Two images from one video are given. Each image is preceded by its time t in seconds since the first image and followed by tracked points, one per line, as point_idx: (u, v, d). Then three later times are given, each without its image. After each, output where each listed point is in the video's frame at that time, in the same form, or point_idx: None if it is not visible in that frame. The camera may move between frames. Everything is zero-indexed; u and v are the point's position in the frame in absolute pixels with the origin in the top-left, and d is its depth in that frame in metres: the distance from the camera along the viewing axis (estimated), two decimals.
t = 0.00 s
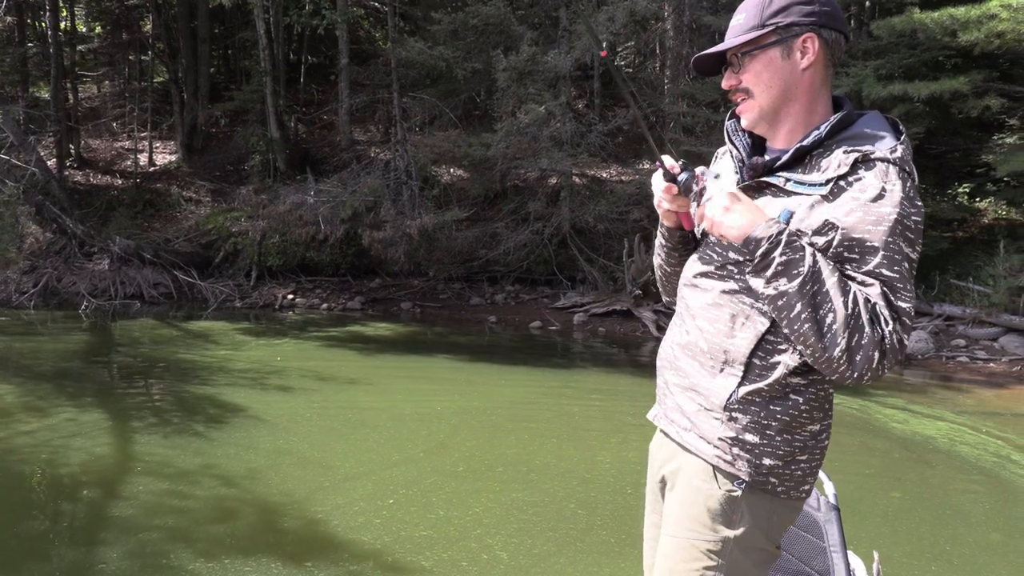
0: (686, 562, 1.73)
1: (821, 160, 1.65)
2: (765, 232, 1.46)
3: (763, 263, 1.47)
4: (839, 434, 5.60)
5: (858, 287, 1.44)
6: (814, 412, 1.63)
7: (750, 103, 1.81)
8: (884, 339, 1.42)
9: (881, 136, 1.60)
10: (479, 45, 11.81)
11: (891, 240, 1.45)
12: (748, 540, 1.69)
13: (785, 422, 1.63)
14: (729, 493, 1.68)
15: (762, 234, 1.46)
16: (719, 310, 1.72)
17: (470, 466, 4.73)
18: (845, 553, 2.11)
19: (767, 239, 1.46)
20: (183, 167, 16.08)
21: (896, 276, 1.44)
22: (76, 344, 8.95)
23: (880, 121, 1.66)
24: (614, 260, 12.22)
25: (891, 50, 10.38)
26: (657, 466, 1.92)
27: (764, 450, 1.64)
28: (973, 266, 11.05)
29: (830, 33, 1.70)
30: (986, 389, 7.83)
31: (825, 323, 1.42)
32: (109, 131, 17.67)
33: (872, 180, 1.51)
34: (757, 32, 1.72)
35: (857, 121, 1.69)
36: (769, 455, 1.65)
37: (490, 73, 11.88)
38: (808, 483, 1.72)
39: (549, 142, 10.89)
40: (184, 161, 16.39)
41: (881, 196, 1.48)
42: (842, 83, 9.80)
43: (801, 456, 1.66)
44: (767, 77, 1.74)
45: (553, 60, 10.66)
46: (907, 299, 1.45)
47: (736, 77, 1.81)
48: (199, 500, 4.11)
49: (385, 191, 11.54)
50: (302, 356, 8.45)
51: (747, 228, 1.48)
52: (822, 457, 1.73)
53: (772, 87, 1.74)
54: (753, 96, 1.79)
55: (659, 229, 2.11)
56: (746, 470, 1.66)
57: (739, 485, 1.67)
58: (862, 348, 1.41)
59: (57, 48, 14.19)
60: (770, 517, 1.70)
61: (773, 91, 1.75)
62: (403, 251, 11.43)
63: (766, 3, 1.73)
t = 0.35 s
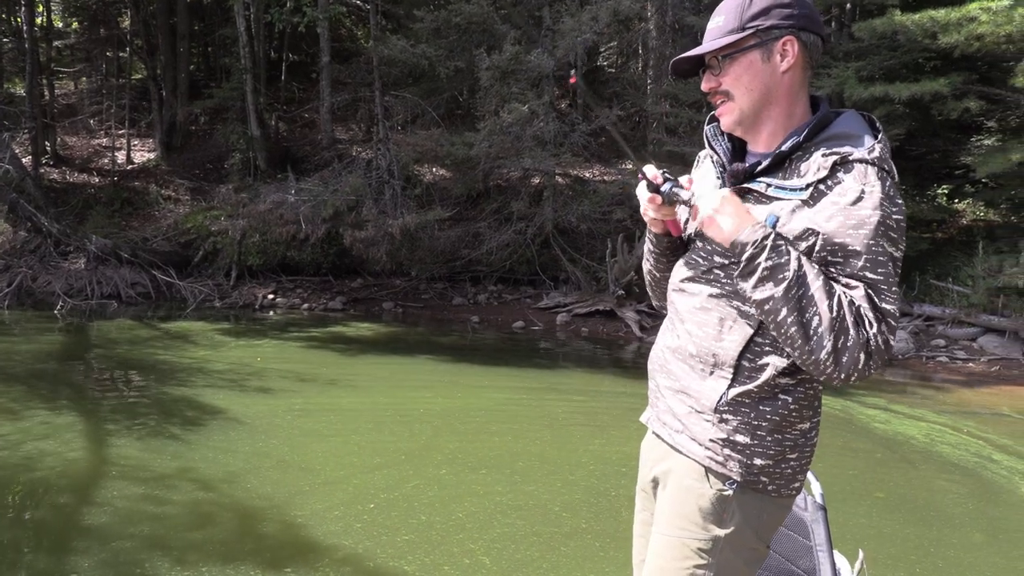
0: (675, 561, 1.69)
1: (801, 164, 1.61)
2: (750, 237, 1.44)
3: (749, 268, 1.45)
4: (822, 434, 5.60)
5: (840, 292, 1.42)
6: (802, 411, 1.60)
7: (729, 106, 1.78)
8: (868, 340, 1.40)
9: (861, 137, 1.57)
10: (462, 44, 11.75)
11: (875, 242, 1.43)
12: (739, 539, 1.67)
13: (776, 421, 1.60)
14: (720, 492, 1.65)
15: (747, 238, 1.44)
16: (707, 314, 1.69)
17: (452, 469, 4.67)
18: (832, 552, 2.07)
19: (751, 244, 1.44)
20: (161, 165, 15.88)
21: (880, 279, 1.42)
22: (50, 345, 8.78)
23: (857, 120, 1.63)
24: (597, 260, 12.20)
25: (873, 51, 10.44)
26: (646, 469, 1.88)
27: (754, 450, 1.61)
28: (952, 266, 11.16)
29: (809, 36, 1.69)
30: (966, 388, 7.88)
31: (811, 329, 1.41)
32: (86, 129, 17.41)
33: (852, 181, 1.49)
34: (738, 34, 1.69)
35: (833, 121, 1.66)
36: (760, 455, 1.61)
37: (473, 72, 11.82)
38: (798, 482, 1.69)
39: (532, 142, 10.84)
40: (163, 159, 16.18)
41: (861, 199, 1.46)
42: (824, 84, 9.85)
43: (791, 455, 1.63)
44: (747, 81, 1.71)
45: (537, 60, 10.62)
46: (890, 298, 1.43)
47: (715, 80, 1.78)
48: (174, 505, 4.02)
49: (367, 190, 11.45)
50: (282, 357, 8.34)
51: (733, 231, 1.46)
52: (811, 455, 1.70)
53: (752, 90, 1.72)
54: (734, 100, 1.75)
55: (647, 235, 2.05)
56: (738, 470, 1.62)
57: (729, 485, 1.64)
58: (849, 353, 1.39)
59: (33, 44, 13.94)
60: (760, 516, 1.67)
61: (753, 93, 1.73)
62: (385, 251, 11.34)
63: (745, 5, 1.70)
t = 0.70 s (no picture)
0: (663, 559, 1.65)
1: (785, 159, 1.63)
2: (758, 197, 1.44)
3: (750, 227, 1.45)
4: (807, 434, 5.59)
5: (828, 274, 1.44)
6: (786, 405, 1.60)
7: (710, 105, 1.76)
8: (849, 322, 1.42)
9: (841, 135, 1.60)
10: (444, 44, 11.69)
11: (859, 230, 1.45)
12: (725, 537, 1.64)
13: (762, 416, 1.59)
14: (708, 489, 1.61)
15: (756, 199, 1.44)
16: (692, 309, 1.66)
17: (437, 474, 4.61)
18: (818, 549, 2.01)
19: (759, 205, 1.44)
20: (140, 168, 15.68)
21: (860, 265, 1.45)
22: (25, 350, 8.62)
23: (838, 120, 1.65)
24: (581, 261, 12.16)
25: (853, 52, 10.51)
26: (629, 471, 1.83)
27: (742, 443, 1.59)
28: (933, 265, 11.24)
29: (786, 36, 1.70)
30: (948, 387, 7.92)
31: (800, 300, 1.42)
32: (63, 131, 17.17)
33: (833, 172, 1.51)
34: (720, 34, 1.67)
35: (814, 119, 1.68)
36: (748, 448, 1.60)
37: (455, 73, 11.75)
38: (781, 479, 1.68)
39: (515, 143, 10.79)
40: (141, 161, 15.97)
41: (844, 191, 1.48)
42: (805, 85, 9.90)
43: (776, 450, 1.62)
44: (730, 80, 1.70)
45: (519, 61, 10.58)
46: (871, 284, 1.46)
47: (696, 80, 1.75)
48: (153, 514, 3.93)
49: (349, 192, 11.36)
50: (263, 361, 8.24)
51: (738, 192, 1.46)
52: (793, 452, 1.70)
53: (735, 89, 1.71)
54: (717, 99, 1.74)
55: (638, 225, 2.02)
56: (726, 465, 1.59)
57: (717, 481, 1.61)
58: (835, 333, 1.40)
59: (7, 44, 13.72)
60: (747, 513, 1.65)
61: (736, 93, 1.72)
62: (367, 253, 11.24)
63: (725, 5, 1.69)
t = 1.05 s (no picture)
0: (676, 555, 1.61)
1: (771, 149, 1.62)
2: (735, 217, 1.44)
3: (738, 246, 1.44)
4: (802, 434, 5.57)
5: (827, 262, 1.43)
6: (797, 396, 1.58)
7: (697, 104, 1.74)
8: (858, 307, 1.42)
9: (824, 120, 1.59)
10: (432, 48, 11.66)
11: (854, 212, 1.45)
12: (738, 532, 1.61)
13: (774, 409, 1.56)
14: (721, 484, 1.58)
15: (734, 218, 1.44)
16: (695, 306, 1.64)
17: (431, 481, 4.56)
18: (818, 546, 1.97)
19: (739, 223, 1.43)
20: (126, 175, 15.55)
21: (859, 247, 1.45)
22: (11, 362, 8.51)
23: (818, 108, 1.65)
24: (572, 264, 12.13)
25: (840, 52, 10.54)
26: (638, 470, 1.80)
27: (755, 436, 1.56)
28: (923, 263, 11.27)
29: (768, 35, 1.68)
30: (941, 384, 7.93)
31: (803, 299, 1.40)
32: (48, 139, 17.03)
33: (820, 157, 1.51)
34: (703, 34, 1.65)
35: (796, 110, 1.67)
36: (761, 441, 1.56)
37: (444, 77, 11.71)
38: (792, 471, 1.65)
39: (505, 146, 10.74)
40: (128, 169, 15.84)
41: (833, 174, 1.47)
42: (794, 84, 9.91)
43: (788, 442, 1.59)
44: (715, 80, 1.68)
45: (508, 63, 10.55)
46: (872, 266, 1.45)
47: (681, 80, 1.73)
48: (142, 527, 3.86)
49: (339, 197, 11.30)
50: (254, 369, 8.17)
51: (717, 215, 1.45)
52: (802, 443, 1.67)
53: (721, 88, 1.69)
54: (703, 99, 1.72)
55: (625, 231, 2.01)
56: (741, 460, 1.56)
57: (731, 476, 1.57)
58: (843, 318, 1.40)
59: None
60: (760, 506, 1.62)
61: (720, 91, 1.69)
62: (358, 258, 11.16)
63: (707, 6, 1.66)
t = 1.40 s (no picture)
0: (691, 560, 1.56)
1: (754, 148, 1.60)
2: (716, 226, 1.43)
3: (723, 256, 1.43)
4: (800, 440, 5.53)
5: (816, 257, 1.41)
6: (809, 398, 1.54)
7: (681, 113, 1.72)
8: (854, 298, 1.39)
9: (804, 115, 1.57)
10: (428, 52, 11.63)
11: (840, 202, 1.42)
12: (756, 538, 1.56)
13: (787, 409, 1.52)
14: (738, 490, 1.53)
15: (714, 229, 1.43)
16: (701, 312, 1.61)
17: (426, 489, 4.51)
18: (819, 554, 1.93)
19: (721, 232, 1.43)
20: (120, 180, 15.48)
21: (848, 235, 1.42)
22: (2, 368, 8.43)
23: (799, 103, 1.63)
24: (569, 269, 12.09)
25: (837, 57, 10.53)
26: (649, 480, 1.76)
27: (770, 438, 1.52)
28: (920, 268, 11.27)
29: (748, 42, 1.67)
30: (939, 390, 7.90)
31: (799, 300, 1.38)
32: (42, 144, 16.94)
33: (802, 149, 1.49)
34: (683, 44, 1.63)
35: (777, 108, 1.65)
36: (775, 443, 1.52)
37: (439, 81, 11.68)
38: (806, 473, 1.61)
39: (501, 150, 10.70)
40: (122, 173, 15.77)
41: (817, 164, 1.45)
42: (790, 90, 9.91)
43: (803, 443, 1.55)
44: (697, 88, 1.66)
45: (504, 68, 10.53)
46: (863, 254, 1.42)
47: (664, 90, 1.71)
48: (132, 536, 3.80)
49: (335, 202, 11.27)
50: (248, 375, 8.10)
51: (698, 227, 1.45)
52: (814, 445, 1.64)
53: (703, 96, 1.67)
54: (688, 108, 1.70)
55: (620, 247, 1.97)
56: (758, 463, 1.52)
57: (749, 481, 1.53)
58: (837, 311, 1.38)
59: None
60: (775, 510, 1.57)
61: (704, 99, 1.68)
62: (353, 263, 11.11)
63: (686, 15, 1.65)
